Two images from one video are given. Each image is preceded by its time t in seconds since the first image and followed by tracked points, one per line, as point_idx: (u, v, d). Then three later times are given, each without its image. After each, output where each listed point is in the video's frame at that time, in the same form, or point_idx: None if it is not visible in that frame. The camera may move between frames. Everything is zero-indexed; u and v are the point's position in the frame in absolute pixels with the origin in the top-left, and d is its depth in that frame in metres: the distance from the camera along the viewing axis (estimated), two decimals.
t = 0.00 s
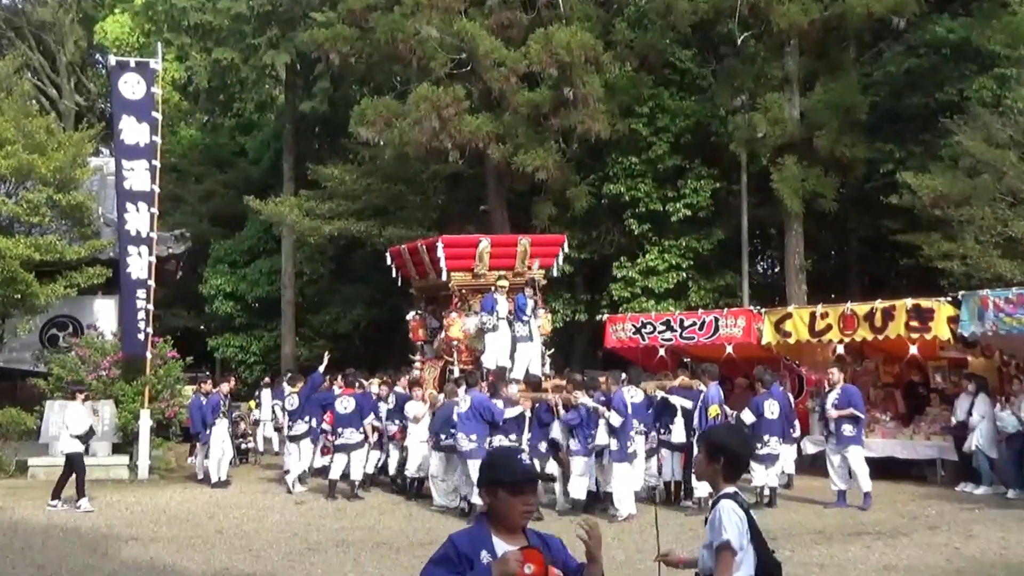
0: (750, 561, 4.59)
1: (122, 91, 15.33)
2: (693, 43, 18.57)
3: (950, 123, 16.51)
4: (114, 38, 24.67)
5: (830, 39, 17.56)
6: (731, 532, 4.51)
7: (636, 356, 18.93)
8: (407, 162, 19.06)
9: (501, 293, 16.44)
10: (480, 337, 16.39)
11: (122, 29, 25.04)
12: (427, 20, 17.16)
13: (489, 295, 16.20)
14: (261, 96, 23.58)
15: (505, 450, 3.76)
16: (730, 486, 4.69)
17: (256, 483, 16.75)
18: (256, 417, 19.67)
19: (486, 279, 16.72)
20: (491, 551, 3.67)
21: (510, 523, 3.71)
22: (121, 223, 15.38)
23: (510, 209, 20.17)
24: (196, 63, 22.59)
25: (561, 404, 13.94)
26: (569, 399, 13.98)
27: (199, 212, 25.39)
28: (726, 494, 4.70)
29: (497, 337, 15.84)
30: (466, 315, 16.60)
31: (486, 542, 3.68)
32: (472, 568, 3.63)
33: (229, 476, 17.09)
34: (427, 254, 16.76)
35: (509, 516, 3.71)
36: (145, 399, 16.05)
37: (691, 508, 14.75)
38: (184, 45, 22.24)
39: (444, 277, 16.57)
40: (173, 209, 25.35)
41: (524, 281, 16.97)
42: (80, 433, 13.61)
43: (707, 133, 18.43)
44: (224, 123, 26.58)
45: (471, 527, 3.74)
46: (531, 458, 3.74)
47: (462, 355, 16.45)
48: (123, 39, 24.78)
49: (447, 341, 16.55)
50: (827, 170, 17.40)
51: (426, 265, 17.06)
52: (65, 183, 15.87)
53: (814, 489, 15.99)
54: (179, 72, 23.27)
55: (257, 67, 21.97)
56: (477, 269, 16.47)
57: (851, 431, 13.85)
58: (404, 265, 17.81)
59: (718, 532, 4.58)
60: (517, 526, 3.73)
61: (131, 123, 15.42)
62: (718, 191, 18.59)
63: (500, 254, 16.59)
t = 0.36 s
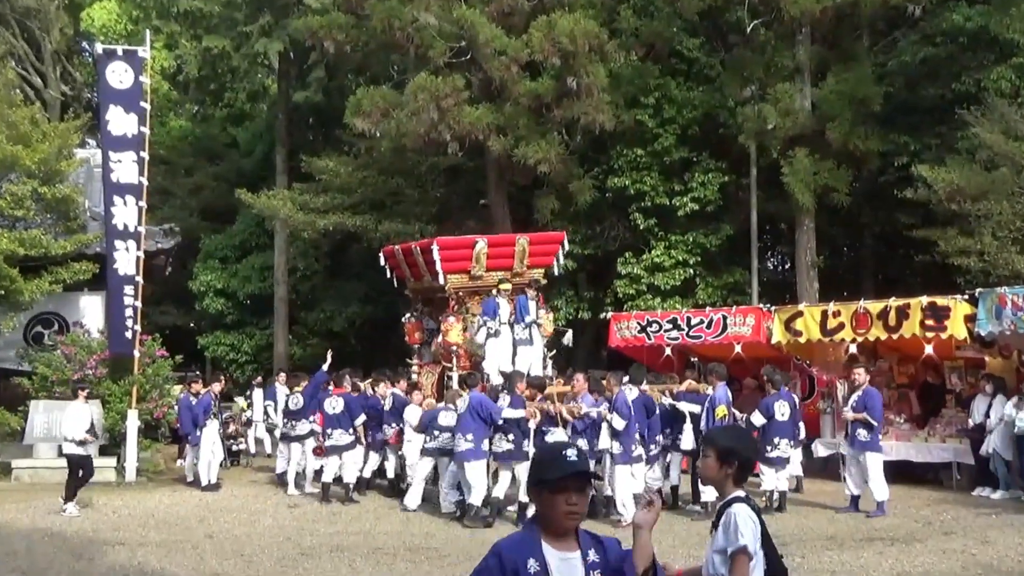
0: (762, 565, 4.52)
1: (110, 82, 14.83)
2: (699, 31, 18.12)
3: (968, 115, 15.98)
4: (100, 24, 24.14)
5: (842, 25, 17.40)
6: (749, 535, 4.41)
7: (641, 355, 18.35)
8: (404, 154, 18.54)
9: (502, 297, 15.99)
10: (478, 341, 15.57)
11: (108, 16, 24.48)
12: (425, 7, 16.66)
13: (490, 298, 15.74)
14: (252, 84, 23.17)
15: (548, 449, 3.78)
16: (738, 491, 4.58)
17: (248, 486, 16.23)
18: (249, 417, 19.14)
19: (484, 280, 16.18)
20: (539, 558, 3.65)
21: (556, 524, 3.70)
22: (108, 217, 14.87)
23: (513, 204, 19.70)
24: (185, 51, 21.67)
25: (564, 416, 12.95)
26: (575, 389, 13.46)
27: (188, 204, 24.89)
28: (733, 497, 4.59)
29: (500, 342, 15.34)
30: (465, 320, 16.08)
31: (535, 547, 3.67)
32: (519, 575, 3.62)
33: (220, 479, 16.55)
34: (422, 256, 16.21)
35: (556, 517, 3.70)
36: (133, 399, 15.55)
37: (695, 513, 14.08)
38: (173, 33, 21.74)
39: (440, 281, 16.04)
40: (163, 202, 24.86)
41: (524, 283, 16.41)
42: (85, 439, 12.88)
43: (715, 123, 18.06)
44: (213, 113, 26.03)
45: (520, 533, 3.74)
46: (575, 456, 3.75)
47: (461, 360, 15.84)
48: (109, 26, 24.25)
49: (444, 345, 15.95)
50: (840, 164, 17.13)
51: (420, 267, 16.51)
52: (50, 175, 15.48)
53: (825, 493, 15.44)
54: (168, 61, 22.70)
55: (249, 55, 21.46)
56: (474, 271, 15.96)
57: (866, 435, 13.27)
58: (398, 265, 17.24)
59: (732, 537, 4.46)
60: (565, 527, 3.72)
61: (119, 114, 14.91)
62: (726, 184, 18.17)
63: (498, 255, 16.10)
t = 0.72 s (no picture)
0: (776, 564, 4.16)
1: (96, 64, 14.38)
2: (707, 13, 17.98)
3: (983, 98, 15.52)
4: (86, 6, 23.67)
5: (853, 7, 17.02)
6: (771, 533, 4.03)
7: (644, 348, 17.86)
8: (401, 140, 18.08)
9: (504, 293, 15.44)
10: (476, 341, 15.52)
11: None
12: None
13: (490, 295, 15.30)
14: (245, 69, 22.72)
15: (556, 451, 3.24)
16: (747, 486, 4.19)
17: (239, 481, 15.74)
18: (241, 411, 18.68)
19: (479, 275, 15.73)
20: None
21: (572, 533, 3.23)
22: (94, 203, 14.44)
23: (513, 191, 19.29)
24: (176, 33, 21.16)
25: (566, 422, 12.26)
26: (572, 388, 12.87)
27: (178, 191, 24.50)
28: (744, 494, 4.18)
29: (497, 341, 14.95)
30: (460, 316, 15.74)
31: (551, 563, 3.21)
32: None
33: (211, 474, 16.10)
34: (412, 251, 15.60)
35: (573, 526, 3.22)
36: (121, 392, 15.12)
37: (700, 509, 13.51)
38: (164, 15, 21.30)
39: (433, 278, 15.51)
40: (151, 189, 24.46)
41: (522, 276, 16.05)
42: (95, 434, 12.39)
43: (724, 107, 17.76)
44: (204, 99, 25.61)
45: (531, 549, 3.26)
46: (587, 456, 3.23)
47: (456, 357, 15.61)
48: (96, 7, 23.79)
49: (440, 344, 15.71)
50: (852, 149, 16.91)
51: (413, 262, 15.88)
52: (35, 160, 15.64)
53: (835, 489, 14.98)
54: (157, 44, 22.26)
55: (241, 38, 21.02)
56: (469, 265, 15.49)
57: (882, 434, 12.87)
58: (390, 259, 16.57)
59: (752, 538, 4.06)
60: (583, 537, 3.24)
61: (106, 97, 14.47)
62: (733, 171, 17.82)
63: (493, 249, 15.58)
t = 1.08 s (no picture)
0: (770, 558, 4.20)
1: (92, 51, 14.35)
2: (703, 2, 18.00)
3: (979, 91, 15.56)
4: None
5: None
6: (767, 525, 4.05)
7: (639, 340, 17.89)
8: (398, 130, 18.08)
9: (498, 287, 15.52)
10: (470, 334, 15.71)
11: None
12: None
13: (485, 290, 15.37)
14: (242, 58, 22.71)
15: (553, 443, 3.21)
16: (741, 481, 4.22)
17: (234, 470, 15.76)
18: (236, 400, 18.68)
19: (474, 271, 15.80)
20: None
21: (575, 530, 3.16)
22: (89, 191, 14.42)
23: (509, 181, 19.33)
24: (172, 22, 21.15)
25: (561, 422, 11.91)
26: (563, 385, 12.72)
27: (174, 179, 24.52)
28: (738, 487, 4.22)
29: (493, 336, 14.99)
30: (454, 310, 15.78)
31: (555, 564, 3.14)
32: None
33: (205, 464, 16.09)
34: (406, 246, 15.70)
35: (577, 522, 3.15)
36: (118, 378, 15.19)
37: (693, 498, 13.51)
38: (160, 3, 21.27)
39: (427, 274, 15.59)
40: (146, 176, 24.49)
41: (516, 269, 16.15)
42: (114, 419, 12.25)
43: (721, 98, 17.74)
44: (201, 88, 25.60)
45: (536, 551, 3.20)
46: (585, 446, 3.18)
47: (451, 353, 15.64)
48: None
49: (433, 339, 15.73)
50: (848, 142, 16.91)
51: (407, 257, 15.95)
52: (30, 148, 15.68)
53: (829, 481, 15.00)
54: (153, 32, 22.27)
55: (237, 26, 21.01)
56: (464, 260, 15.53)
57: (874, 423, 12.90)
58: (383, 253, 16.54)
59: (746, 530, 4.10)
60: (585, 533, 3.17)
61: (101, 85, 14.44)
62: (730, 162, 17.84)
63: (487, 243, 15.63)
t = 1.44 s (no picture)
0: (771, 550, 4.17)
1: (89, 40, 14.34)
2: None
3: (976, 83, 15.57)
4: None
5: None
6: (762, 516, 4.06)
7: (636, 331, 17.93)
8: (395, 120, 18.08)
9: (495, 281, 15.51)
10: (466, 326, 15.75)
11: None
12: None
13: (481, 283, 15.23)
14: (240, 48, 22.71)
15: (610, 440, 3.03)
16: (740, 472, 4.22)
17: (230, 459, 15.76)
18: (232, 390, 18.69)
19: (467, 263, 15.92)
20: None
21: (628, 533, 2.98)
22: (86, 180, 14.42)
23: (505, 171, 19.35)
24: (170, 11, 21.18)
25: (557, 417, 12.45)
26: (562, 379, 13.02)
27: (171, 169, 24.53)
28: (735, 476, 4.23)
29: (490, 332, 14.88)
30: (449, 305, 15.91)
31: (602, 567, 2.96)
32: None
33: (200, 452, 16.11)
34: (398, 241, 15.68)
35: (630, 525, 2.97)
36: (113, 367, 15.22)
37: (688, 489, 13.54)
38: None
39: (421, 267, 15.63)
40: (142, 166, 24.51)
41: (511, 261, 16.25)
42: (126, 409, 12.15)
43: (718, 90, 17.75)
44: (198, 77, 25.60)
45: (583, 551, 3.03)
46: (645, 444, 2.99)
47: (446, 346, 15.73)
48: None
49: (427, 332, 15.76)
50: (845, 134, 16.96)
51: (400, 252, 15.96)
52: (26, 136, 15.67)
53: (825, 472, 15.03)
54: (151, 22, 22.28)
55: (235, 16, 21.01)
56: (458, 254, 15.65)
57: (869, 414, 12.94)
58: (377, 246, 16.38)
59: (742, 518, 4.11)
60: (639, 536, 2.99)
61: (98, 74, 14.43)
62: (727, 153, 17.87)
63: (480, 237, 15.78)
